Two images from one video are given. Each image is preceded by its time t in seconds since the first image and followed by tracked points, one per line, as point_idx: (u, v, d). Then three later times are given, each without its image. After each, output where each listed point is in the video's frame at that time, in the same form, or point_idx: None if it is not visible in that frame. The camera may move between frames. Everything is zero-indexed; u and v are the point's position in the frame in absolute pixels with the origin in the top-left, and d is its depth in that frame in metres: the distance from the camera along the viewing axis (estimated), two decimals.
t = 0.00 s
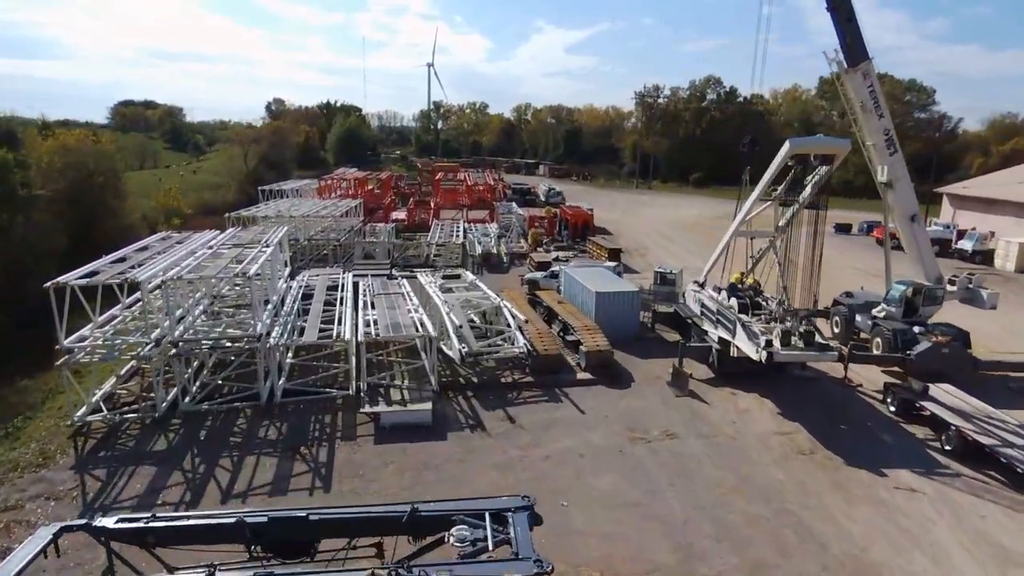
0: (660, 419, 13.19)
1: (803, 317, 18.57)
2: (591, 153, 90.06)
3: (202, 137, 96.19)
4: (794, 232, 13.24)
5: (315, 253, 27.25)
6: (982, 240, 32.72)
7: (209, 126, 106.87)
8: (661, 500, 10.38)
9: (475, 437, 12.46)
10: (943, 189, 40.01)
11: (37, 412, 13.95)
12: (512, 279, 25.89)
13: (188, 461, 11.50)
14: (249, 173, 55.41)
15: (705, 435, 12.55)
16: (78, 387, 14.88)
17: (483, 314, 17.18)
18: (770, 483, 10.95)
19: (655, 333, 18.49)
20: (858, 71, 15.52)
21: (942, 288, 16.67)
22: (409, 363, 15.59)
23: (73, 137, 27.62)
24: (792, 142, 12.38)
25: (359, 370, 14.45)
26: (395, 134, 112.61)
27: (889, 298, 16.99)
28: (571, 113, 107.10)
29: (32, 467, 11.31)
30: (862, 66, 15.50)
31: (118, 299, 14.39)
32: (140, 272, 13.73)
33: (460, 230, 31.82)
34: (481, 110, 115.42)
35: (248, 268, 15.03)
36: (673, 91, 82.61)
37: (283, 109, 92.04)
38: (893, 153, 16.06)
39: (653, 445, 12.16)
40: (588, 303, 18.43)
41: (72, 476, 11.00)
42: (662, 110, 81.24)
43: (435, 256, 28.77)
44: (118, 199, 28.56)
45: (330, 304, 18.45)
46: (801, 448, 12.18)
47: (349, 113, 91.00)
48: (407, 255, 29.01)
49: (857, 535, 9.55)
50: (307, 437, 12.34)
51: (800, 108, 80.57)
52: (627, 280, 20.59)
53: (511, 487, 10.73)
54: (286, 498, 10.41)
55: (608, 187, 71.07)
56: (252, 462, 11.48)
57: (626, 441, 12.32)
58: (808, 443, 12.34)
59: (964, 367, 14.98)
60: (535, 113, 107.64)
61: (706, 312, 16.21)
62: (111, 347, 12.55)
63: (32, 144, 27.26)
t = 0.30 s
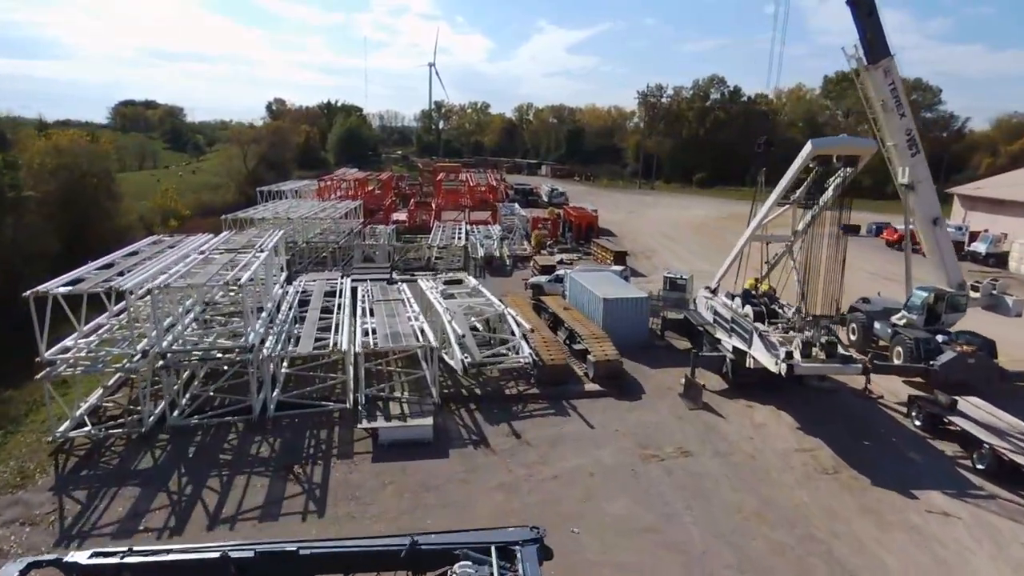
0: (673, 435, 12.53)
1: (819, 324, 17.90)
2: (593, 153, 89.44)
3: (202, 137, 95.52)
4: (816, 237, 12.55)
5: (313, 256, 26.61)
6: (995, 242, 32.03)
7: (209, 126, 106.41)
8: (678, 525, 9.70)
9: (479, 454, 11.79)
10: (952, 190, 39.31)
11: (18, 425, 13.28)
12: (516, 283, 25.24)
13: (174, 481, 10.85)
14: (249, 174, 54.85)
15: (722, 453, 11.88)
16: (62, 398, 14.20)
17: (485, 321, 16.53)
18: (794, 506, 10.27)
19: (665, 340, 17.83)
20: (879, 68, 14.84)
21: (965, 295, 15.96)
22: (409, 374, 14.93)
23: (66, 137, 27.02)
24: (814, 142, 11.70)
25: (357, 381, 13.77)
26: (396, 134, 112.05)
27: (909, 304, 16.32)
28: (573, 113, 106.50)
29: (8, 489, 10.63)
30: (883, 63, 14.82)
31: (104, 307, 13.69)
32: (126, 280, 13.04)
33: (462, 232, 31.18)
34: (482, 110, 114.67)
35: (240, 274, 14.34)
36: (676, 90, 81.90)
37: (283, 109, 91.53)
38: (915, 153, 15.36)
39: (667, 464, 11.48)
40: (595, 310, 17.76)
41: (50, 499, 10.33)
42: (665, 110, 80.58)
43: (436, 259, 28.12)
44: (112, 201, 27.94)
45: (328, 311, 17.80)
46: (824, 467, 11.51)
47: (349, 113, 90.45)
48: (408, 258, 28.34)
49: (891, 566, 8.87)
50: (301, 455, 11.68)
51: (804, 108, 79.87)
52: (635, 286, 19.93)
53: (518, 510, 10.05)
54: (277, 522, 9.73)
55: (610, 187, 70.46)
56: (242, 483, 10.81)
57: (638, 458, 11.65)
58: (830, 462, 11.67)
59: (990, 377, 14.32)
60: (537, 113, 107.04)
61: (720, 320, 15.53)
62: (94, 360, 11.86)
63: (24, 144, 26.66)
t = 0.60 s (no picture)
0: (687, 451, 11.89)
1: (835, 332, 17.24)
2: (596, 154, 88.85)
3: (203, 137, 95.06)
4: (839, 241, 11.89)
5: (312, 259, 26.02)
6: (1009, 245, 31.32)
7: (210, 127, 106.01)
8: (696, 552, 9.06)
9: (483, 471, 11.16)
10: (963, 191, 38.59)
11: None
12: (520, 287, 24.64)
13: (160, 502, 10.23)
14: (249, 174, 54.36)
15: (740, 471, 11.24)
16: (46, 410, 13.56)
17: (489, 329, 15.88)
18: (820, 530, 9.63)
19: (675, 348, 17.21)
20: (902, 65, 14.23)
21: (989, 302, 15.43)
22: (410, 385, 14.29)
23: (60, 137, 26.49)
24: (838, 142, 11.01)
25: (354, 393, 13.13)
26: (398, 134, 111.38)
27: (931, 311, 15.64)
28: (576, 113, 105.90)
29: None
30: (907, 60, 14.19)
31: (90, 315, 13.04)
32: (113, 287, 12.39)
33: (464, 234, 30.58)
34: (484, 110, 114.03)
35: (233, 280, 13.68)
36: (680, 90, 81.23)
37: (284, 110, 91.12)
38: (938, 154, 14.70)
39: (683, 483, 10.84)
40: (603, 317, 17.11)
41: (27, 523, 9.70)
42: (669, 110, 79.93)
43: (438, 262, 27.51)
44: (108, 202, 27.40)
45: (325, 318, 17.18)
46: (849, 486, 10.86)
47: (351, 113, 89.99)
48: (409, 261, 27.72)
49: None
50: (295, 474, 11.04)
51: (809, 108, 79.16)
52: (642, 290, 19.32)
53: (525, 534, 9.41)
54: (267, 549, 9.10)
55: (614, 188, 69.87)
56: (231, 504, 10.18)
57: (651, 477, 11.02)
58: (856, 481, 11.00)
59: (1019, 389, 13.66)
60: (539, 113, 106.44)
61: (734, 328, 14.85)
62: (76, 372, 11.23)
63: (18, 143, 26.13)
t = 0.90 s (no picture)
0: (703, 469, 11.28)
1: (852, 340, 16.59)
2: (599, 154, 88.19)
3: (204, 137, 94.65)
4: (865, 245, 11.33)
5: (311, 261, 25.46)
6: None
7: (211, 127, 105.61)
8: None
9: (488, 490, 10.57)
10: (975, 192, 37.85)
11: None
12: (524, 291, 24.07)
13: (145, 525, 9.63)
14: (249, 175, 53.90)
15: (759, 491, 10.62)
16: (30, 422, 12.98)
17: (493, 336, 15.27)
18: (848, 557, 9.01)
19: (686, 356, 16.62)
20: (926, 62, 13.62)
21: (1017, 311, 14.64)
22: (411, 395, 13.68)
23: (54, 138, 26.04)
24: (864, 143, 10.38)
25: (351, 406, 12.49)
26: (400, 134, 110.82)
27: (955, 319, 14.96)
28: (578, 112, 105.29)
29: None
30: (932, 56, 13.57)
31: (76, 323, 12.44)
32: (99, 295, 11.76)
33: (466, 236, 30.01)
34: (486, 110, 113.48)
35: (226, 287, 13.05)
36: (683, 90, 80.58)
37: (285, 110, 90.69)
38: (964, 155, 14.03)
39: (699, 505, 10.24)
40: (611, 324, 16.49)
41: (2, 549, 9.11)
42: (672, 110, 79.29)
43: (439, 265, 26.92)
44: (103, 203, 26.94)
45: (323, 325, 16.56)
46: (876, 507, 10.25)
47: (352, 113, 89.52)
48: (409, 264, 27.12)
49: None
50: (289, 494, 10.44)
51: (814, 107, 78.39)
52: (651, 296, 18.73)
53: (533, 562, 8.82)
54: None
55: (617, 188, 69.29)
56: (221, 528, 9.59)
57: (666, 498, 10.40)
58: (882, 502, 10.39)
59: None
60: (542, 113, 105.84)
61: (749, 336, 14.20)
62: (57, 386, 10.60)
63: (10, 144, 25.69)
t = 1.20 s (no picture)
0: (719, 487, 10.68)
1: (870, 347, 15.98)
2: (601, 153, 87.50)
3: (204, 136, 94.19)
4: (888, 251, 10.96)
5: (310, 263, 24.89)
6: None
7: (212, 126, 105.14)
8: None
9: (493, 510, 9.99)
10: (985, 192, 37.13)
11: None
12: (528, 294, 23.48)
13: (128, 549, 9.06)
14: (248, 175, 53.39)
15: (780, 511, 10.02)
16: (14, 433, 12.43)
17: (497, 344, 14.70)
18: None
19: (697, 364, 16.03)
20: (951, 57, 13.05)
21: None
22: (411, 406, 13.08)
23: (47, 137, 25.56)
24: (893, 141, 9.76)
25: (348, 419, 11.88)
26: (401, 134, 110.18)
27: (979, 326, 14.34)
28: (581, 111, 104.66)
29: None
30: (958, 50, 13.00)
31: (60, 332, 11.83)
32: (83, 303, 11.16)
33: (469, 237, 29.45)
34: (488, 109, 112.88)
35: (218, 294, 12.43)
36: (687, 89, 79.87)
37: (286, 110, 90.20)
38: (990, 154, 13.41)
39: (717, 526, 9.64)
40: (619, 330, 15.92)
41: None
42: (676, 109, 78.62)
43: (441, 267, 26.36)
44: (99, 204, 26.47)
45: (321, 331, 16.00)
46: (905, 529, 9.65)
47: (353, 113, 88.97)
48: (410, 265, 26.55)
49: None
50: (281, 514, 9.87)
51: (819, 106, 77.59)
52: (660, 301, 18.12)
53: None
54: None
55: (620, 188, 68.62)
56: (209, 551, 9.02)
57: (681, 518, 9.81)
58: (912, 524, 9.77)
59: None
60: (544, 112, 105.22)
61: (764, 344, 13.59)
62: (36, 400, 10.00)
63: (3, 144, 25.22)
